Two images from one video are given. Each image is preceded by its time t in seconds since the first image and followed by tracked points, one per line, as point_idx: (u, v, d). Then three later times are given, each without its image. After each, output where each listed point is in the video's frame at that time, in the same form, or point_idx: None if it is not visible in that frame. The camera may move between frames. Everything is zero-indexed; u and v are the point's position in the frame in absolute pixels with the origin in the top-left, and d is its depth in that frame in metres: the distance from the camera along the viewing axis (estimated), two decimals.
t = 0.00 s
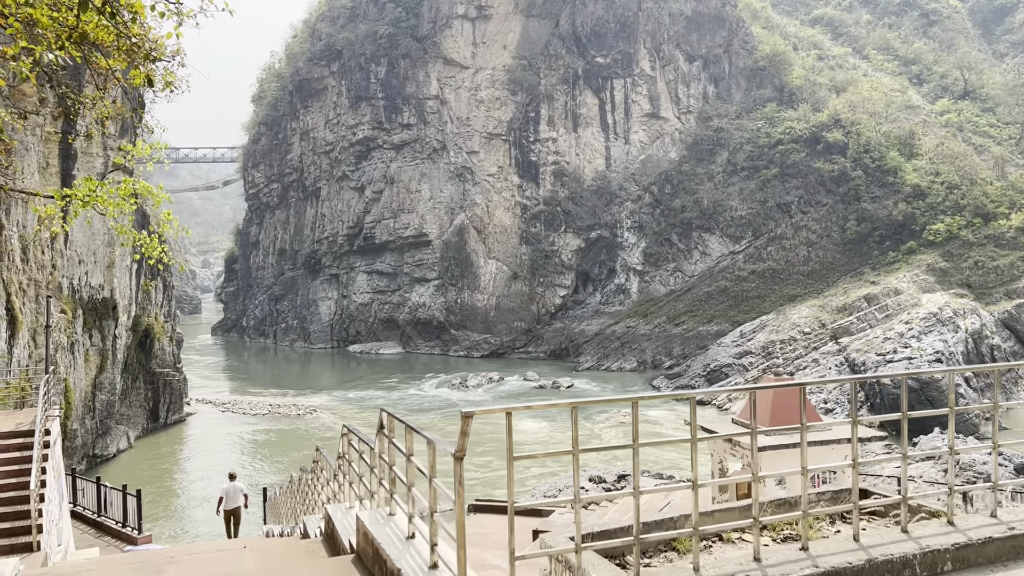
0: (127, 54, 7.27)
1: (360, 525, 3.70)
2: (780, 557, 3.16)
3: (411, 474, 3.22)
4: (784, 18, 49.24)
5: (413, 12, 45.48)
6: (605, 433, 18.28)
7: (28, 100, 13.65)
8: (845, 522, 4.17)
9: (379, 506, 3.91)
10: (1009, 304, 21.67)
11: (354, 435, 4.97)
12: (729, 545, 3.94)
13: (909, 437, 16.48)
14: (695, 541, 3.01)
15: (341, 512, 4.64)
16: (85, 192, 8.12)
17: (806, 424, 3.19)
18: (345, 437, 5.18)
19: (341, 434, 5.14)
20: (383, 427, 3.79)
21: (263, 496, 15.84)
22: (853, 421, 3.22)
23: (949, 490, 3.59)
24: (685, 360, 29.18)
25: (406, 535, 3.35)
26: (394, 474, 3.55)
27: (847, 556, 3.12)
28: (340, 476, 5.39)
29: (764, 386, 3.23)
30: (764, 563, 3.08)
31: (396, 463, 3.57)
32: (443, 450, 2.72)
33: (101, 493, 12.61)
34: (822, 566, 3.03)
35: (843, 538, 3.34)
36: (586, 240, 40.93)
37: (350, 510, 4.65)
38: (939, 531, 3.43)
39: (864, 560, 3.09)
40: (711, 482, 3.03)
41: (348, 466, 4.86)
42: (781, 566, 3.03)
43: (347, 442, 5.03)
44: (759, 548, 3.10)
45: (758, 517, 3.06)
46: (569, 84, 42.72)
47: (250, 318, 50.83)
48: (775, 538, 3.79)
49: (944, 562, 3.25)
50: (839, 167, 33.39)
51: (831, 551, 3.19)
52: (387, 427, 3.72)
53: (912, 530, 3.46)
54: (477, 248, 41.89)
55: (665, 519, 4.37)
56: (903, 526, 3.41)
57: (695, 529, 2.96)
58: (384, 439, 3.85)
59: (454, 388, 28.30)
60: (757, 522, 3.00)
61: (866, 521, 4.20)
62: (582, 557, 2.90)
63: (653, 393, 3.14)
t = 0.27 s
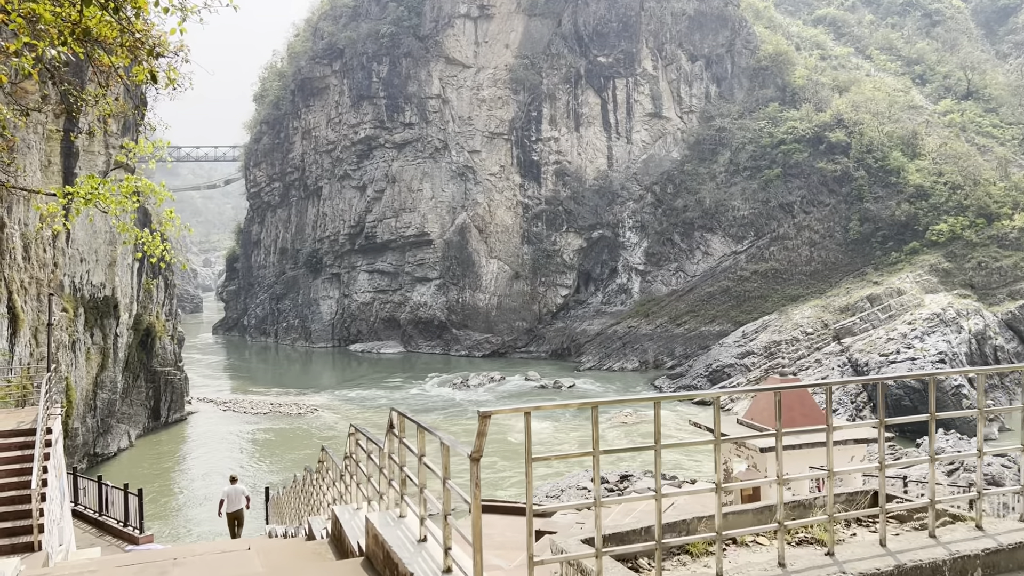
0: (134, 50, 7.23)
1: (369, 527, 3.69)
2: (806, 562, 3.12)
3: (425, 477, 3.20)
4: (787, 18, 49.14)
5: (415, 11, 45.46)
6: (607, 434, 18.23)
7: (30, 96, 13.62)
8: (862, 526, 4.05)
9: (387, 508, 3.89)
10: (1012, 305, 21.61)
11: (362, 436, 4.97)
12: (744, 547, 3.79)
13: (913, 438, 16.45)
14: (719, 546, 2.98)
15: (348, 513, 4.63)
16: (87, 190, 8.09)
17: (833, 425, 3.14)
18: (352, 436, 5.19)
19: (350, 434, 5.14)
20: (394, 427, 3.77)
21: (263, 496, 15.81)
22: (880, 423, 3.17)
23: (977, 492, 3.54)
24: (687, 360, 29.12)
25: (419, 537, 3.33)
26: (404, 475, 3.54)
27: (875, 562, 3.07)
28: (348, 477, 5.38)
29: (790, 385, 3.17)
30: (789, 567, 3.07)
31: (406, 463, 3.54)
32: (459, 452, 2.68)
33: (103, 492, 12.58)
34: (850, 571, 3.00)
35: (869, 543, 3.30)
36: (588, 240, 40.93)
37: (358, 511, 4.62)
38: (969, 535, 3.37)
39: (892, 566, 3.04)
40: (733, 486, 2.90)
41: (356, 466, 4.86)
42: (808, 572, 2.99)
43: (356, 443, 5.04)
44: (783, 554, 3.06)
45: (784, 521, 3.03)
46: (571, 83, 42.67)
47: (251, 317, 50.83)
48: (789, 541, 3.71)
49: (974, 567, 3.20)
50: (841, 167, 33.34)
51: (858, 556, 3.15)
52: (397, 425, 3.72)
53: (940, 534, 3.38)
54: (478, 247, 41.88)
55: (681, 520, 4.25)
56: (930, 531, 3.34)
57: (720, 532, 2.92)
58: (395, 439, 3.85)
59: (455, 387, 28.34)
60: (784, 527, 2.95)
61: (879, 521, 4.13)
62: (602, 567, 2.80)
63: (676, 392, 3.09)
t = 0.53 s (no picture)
0: (137, 47, 7.23)
1: (380, 529, 3.67)
2: (834, 567, 3.10)
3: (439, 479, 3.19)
4: (789, 19, 49.08)
5: (417, 11, 45.46)
6: (609, 435, 18.21)
7: (33, 93, 13.61)
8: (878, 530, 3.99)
9: (399, 509, 3.88)
10: (1015, 307, 21.57)
11: (370, 437, 4.97)
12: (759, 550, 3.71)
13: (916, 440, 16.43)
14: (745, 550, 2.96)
15: (356, 515, 4.62)
16: (89, 188, 8.09)
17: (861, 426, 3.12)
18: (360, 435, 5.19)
19: (357, 434, 5.15)
20: (405, 427, 3.75)
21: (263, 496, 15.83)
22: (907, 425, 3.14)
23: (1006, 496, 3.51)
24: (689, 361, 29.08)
25: (432, 539, 3.31)
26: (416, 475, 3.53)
27: (907, 568, 3.04)
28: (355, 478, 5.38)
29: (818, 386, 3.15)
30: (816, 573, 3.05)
31: (418, 464, 3.53)
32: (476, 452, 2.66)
33: (104, 492, 12.56)
34: None
35: (899, 547, 3.27)
36: (589, 241, 40.90)
37: (366, 513, 4.61)
38: (999, 540, 3.33)
39: (923, 570, 3.02)
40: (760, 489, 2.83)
41: (365, 467, 4.86)
42: None
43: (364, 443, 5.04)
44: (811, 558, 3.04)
45: (812, 525, 3.00)
46: (573, 84, 42.64)
47: (252, 317, 50.83)
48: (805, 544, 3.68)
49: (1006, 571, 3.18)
50: (844, 168, 33.32)
51: (889, 562, 3.11)
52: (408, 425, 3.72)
53: (969, 538, 3.36)
54: (480, 248, 41.87)
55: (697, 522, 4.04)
56: (959, 535, 3.33)
57: (746, 537, 2.90)
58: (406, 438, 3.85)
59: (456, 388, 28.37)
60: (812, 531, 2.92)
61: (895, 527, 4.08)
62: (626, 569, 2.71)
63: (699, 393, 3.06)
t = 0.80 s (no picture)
0: (138, 43, 7.24)
1: (395, 517, 3.67)
2: (867, 555, 3.10)
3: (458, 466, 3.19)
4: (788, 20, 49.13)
5: (417, 11, 45.47)
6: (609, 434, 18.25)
7: (33, 90, 13.62)
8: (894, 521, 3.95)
9: (414, 498, 3.89)
10: (1014, 307, 21.64)
11: (381, 428, 4.98)
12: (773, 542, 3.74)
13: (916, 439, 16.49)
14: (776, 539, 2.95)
15: (367, 506, 4.64)
16: (90, 184, 8.11)
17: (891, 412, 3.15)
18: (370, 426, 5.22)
19: (367, 424, 5.17)
20: (421, 414, 3.77)
21: (263, 494, 15.93)
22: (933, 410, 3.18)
23: None
24: (689, 360, 29.10)
25: (451, 528, 3.31)
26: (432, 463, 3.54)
27: (939, 556, 3.04)
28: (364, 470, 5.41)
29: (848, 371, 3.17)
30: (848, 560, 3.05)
31: (434, 450, 3.54)
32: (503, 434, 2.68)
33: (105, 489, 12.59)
34: (912, 563, 2.97)
35: (930, 534, 3.28)
36: (589, 240, 40.90)
37: (376, 503, 4.63)
38: None
39: (958, 558, 3.02)
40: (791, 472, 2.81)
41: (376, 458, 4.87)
42: (869, 565, 2.97)
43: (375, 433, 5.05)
44: (844, 546, 3.03)
45: (843, 512, 3.00)
46: (573, 84, 42.67)
47: (252, 317, 50.84)
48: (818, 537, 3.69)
49: None
50: (843, 168, 33.40)
51: (921, 549, 3.11)
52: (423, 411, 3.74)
53: (1004, 525, 3.39)
54: (479, 247, 41.91)
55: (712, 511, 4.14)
56: (993, 523, 3.35)
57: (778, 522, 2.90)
58: (422, 426, 3.86)
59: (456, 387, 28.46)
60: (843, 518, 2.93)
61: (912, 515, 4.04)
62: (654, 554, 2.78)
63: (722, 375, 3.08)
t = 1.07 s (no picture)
0: (138, 39, 7.19)
1: (413, 515, 3.50)
2: (909, 551, 2.94)
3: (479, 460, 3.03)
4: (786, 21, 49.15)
5: (414, 12, 45.37)
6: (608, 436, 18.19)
7: (30, 88, 13.53)
8: (913, 519, 3.83)
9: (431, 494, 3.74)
10: (1012, 308, 21.65)
11: (394, 424, 4.87)
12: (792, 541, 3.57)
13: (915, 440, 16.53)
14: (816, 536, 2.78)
15: (381, 504, 4.52)
16: (89, 182, 8.03)
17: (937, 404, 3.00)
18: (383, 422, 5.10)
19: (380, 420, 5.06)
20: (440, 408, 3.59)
21: (261, 495, 15.85)
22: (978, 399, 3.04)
23: None
24: (686, 362, 29.08)
25: (472, 524, 3.12)
26: (450, 458, 3.39)
27: (985, 553, 2.87)
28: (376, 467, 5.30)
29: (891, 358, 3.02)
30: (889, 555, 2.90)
31: (453, 444, 3.35)
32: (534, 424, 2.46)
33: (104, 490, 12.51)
34: (958, 562, 2.80)
35: (973, 533, 3.12)
36: (587, 242, 40.86)
37: (391, 502, 4.45)
38: None
39: (1004, 556, 2.85)
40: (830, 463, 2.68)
41: (388, 455, 4.76)
42: (912, 563, 2.80)
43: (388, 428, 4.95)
44: (885, 541, 2.88)
45: (884, 508, 2.84)
46: (571, 84, 42.65)
47: (248, 318, 50.72)
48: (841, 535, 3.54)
49: None
50: (841, 170, 33.41)
51: (964, 546, 2.96)
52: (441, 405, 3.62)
53: None
54: (477, 248, 41.85)
55: (727, 513, 4.06)
56: None
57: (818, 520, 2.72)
58: (439, 421, 3.73)
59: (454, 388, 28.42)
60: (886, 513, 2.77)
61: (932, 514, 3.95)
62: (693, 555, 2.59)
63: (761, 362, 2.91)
